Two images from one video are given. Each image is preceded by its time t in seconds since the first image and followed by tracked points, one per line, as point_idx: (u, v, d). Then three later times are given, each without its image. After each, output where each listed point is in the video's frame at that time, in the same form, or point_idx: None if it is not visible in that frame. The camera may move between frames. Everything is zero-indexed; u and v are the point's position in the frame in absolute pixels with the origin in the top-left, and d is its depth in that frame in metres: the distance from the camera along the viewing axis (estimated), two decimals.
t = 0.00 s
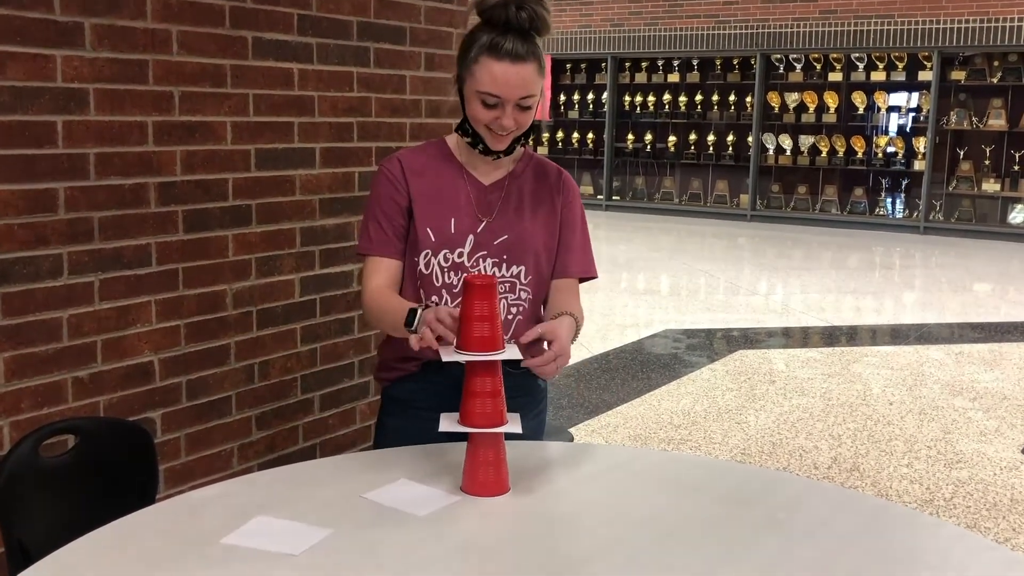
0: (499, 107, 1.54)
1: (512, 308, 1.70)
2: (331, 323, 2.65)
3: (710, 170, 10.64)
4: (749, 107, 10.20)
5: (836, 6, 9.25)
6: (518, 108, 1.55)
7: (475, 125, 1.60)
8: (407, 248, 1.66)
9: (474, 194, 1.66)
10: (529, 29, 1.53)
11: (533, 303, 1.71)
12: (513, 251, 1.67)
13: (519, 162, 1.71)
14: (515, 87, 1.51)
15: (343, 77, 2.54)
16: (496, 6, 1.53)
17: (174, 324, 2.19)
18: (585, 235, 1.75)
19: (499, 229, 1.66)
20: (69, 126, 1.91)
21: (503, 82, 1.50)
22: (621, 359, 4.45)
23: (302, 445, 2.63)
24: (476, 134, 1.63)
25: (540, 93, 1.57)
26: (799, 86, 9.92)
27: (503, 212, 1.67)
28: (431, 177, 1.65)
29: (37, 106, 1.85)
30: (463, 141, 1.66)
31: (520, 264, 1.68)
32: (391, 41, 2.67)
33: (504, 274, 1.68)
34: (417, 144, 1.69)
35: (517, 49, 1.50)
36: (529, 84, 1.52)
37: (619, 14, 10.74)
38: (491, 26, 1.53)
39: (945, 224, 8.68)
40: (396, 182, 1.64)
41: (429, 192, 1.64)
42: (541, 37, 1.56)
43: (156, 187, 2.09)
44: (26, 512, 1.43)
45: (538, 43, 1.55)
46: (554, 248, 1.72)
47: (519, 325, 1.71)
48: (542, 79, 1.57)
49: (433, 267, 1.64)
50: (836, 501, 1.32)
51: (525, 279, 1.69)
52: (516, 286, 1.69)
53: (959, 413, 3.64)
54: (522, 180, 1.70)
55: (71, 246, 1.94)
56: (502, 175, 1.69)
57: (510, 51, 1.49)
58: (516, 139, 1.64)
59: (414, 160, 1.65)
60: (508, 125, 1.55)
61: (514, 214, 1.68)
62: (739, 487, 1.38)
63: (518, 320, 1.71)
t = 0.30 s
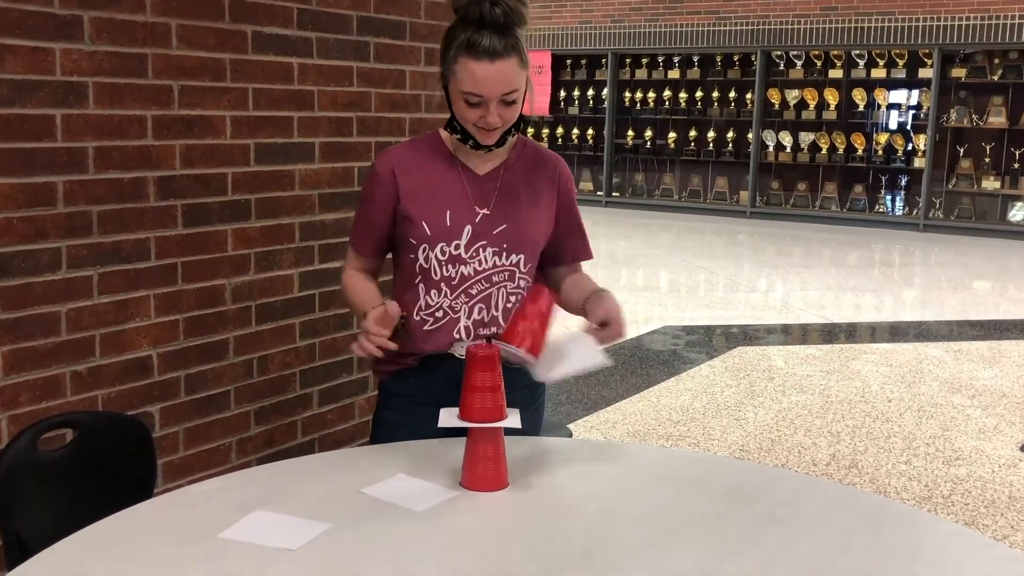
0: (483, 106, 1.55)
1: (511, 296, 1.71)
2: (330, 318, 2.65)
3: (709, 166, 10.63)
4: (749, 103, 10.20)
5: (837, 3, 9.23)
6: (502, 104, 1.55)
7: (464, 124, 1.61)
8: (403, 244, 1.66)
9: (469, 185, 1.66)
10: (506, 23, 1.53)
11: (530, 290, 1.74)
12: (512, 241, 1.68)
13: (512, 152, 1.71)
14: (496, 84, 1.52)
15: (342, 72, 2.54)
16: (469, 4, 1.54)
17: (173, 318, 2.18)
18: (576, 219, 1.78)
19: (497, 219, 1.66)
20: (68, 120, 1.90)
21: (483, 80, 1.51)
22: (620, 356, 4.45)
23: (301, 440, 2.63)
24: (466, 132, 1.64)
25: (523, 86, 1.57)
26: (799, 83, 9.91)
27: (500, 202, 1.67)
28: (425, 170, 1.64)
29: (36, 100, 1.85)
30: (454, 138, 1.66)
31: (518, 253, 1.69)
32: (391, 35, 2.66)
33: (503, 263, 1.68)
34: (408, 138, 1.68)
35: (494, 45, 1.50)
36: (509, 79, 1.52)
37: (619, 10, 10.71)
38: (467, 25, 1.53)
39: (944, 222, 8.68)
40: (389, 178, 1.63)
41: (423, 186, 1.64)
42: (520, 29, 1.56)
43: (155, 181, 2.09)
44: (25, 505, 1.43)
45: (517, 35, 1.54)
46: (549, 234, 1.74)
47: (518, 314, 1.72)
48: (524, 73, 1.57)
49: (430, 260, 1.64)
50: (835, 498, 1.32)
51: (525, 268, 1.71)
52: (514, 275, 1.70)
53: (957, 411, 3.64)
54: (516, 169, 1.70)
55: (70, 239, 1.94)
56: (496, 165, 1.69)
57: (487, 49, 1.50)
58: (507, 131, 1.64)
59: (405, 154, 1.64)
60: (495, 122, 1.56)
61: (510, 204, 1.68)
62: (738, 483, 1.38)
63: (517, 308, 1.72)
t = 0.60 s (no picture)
0: (506, 86, 1.69)
1: (524, 323, 1.81)
2: (329, 321, 2.65)
3: (708, 171, 10.64)
4: (747, 108, 10.22)
5: (836, 9, 9.21)
6: (523, 84, 1.70)
7: (490, 120, 1.68)
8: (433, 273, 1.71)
9: (491, 216, 1.71)
10: (507, 28, 1.76)
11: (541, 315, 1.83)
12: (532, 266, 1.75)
13: (527, 180, 1.76)
14: (515, 62, 1.69)
15: (342, 75, 2.54)
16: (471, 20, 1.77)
17: (171, 321, 2.18)
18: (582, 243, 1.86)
19: (518, 248, 1.73)
20: (67, 122, 1.90)
21: (501, 59, 1.69)
22: (618, 360, 4.46)
23: (298, 443, 2.62)
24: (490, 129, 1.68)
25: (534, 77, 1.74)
26: (798, 88, 9.93)
27: (519, 235, 1.73)
28: (452, 204, 1.68)
29: (35, 102, 1.85)
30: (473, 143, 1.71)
31: (531, 284, 1.76)
32: (390, 39, 2.66)
33: (518, 294, 1.76)
34: (435, 167, 1.70)
35: (502, 39, 1.73)
36: (523, 60, 1.70)
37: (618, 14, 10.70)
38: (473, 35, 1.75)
39: (942, 227, 8.68)
40: (420, 211, 1.66)
41: (454, 219, 1.68)
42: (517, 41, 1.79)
43: (154, 183, 2.09)
44: (22, 506, 1.43)
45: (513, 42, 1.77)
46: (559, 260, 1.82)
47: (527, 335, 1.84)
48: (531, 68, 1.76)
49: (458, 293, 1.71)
50: (832, 502, 1.33)
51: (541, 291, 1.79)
52: (527, 303, 1.78)
53: (954, 416, 3.65)
54: (533, 199, 1.75)
55: (69, 241, 1.94)
56: (511, 193, 1.74)
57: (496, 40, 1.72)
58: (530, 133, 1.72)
59: (434, 188, 1.68)
60: (520, 96, 1.69)
61: (527, 235, 1.74)
62: (736, 487, 1.39)
63: (527, 331, 1.83)
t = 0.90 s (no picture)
0: (457, 107, 1.54)
1: (514, 308, 1.72)
2: (332, 322, 2.65)
3: (711, 174, 10.64)
4: (750, 111, 10.22)
5: (840, 12, 9.20)
6: (477, 102, 1.54)
7: (439, 131, 1.59)
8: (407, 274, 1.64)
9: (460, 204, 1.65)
10: (466, 22, 1.53)
11: (531, 297, 1.74)
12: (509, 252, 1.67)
13: (496, 162, 1.69)
14: (468, 83, 1.51)
15: (347, 76, 2.55)
16: (428, 9, 1.53)
17: (175, 321, 2.19)
18: (574, 218, 1.76)
19: (490, 233, 1.65)
20: (73, 122, 1.91)
21: (454, 82, 1.50)
22: (620, 362, 4.46)
23: (301, 444, 2.63)
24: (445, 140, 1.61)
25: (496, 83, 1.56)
26: (801, 92, 9.94)
27: (492, 217, 1.66)
28: (416, 195, 1.62)
29: (42, 102, 1.85)
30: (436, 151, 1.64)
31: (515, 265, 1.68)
32: (394, 41, 2.67)
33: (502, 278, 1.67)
34: (394, 165, 1.64)
35: (458, 45, 1.50)
36: (480, 76, 1.51)
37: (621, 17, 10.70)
38: (430, 31, 1.53)
39: (945, 231, 8.68)
40: (382, 209, 1.60)
41: (418, 212, 1.61)
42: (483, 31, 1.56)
43: (159, 184, 2.10)
44: (27, 505, 1.44)
45: (481, 33, 1.54)
46: (545, 237, 1.73)
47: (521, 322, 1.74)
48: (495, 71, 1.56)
49: (434, 285, 1.63)
50: (835, 506, 1.32)
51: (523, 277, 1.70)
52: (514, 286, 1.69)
53: (957, 420, 3.64)
54: (504, 180, 1.69)
55: (74, 242, 1.95)
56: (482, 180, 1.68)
57: (450, 49, 1.49)
58: (488, 135, 1.62)
59: (395, 183, 1.61)
60: (471, 121, 1.55)
61: (501, 217, 1.67)
62: (738, 490, 1.39)
63: (520, 317, 1.74)
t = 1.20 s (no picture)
0: (475, 137, 1.54)
1: (524, 330, 1.74)
2: (346, 337, 2.66)
3: (724, 183, 10.62)
4: (762, 120, 10.21)
5: (850, 20, 9.19)
6: (495, 133, 1.54)
7: (460, 160, 1.60)
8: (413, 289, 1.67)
9: (474, 227, 1.68)
10: (486, 51, 1.53)
11: (545, 320, 1.75)
12: (521, 277, 1.70)
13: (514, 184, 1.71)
14: (485, 113, 1.51)
15: (358, 93, 2.57)
16: (450, 37, 1.54)
17: (191, 339, 2.20)
18: (589, 241, 1.77)
19: (501, 258, 1.69)
20: (88, 143, 1.94)
21: (471, 112, 1.51)
22: (635, 372, 4.46)
23: (317, 459, 2.64)
24: (465, 170, 1.61)
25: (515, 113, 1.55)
26: (812, 100, 9.93)
27: (506, 242, 1.69)
28: (430, 218, 1.65)
29: (57, 124, 1.88)
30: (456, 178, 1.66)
31: (527, 289, 1.71)
32: (404, 57, 2.69)
33: (512, 301, 1.71)
34: (410, 183, 1.67)
35: (477, 74, 1.50)
36: (497, 106, 1.51)
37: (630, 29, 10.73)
38: (450, 59, 1.54)
39: (962, 237, 8.63)
40: (394, 227, 1.63)
41: (428, 232, 1.64)
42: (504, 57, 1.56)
43: (173, 204, 2.12)
44: (47, 524, 1.45)
45: (501, 63, 1.54)
46: (559, 262, 1.74)
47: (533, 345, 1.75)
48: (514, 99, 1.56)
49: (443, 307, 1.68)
50: (850, 514, 1.32)
51: (535, 301, 1.73)
52: (525, 309, 1.73)
53: (975, 427, 3.61)
54: (520, 204, 1.71)
55: (91, 261, 1.97)
56: (499, 202, 1.70)
57: (469, 78, 1.50)
58: (506, 165, 1.63)
59: (408, 202, 1.64)
60: (489, 151, 1.55)
61: (514, 241, 1.70)
62: (752, 500, 1.38)
63: (531, 340, 1.75)
